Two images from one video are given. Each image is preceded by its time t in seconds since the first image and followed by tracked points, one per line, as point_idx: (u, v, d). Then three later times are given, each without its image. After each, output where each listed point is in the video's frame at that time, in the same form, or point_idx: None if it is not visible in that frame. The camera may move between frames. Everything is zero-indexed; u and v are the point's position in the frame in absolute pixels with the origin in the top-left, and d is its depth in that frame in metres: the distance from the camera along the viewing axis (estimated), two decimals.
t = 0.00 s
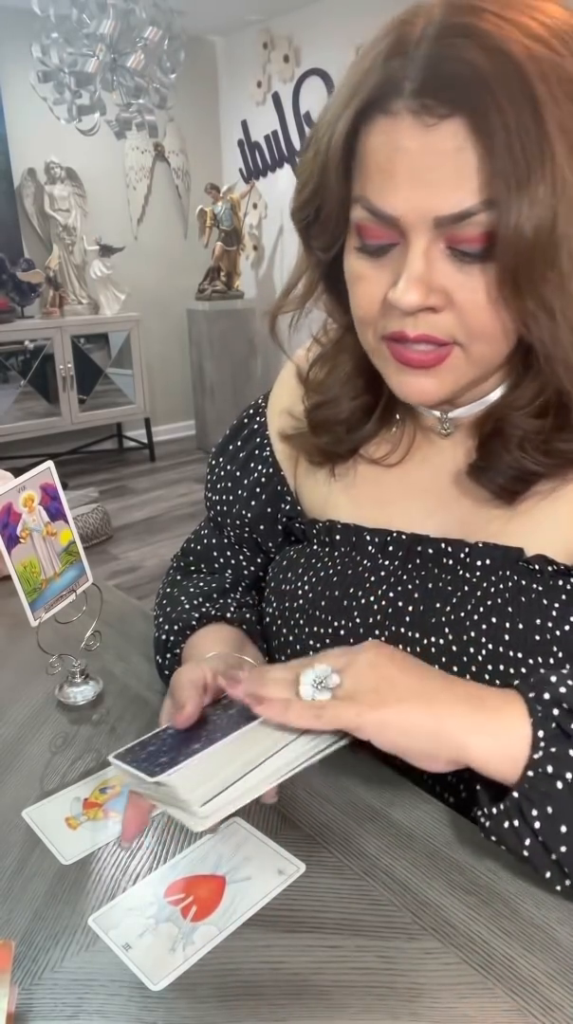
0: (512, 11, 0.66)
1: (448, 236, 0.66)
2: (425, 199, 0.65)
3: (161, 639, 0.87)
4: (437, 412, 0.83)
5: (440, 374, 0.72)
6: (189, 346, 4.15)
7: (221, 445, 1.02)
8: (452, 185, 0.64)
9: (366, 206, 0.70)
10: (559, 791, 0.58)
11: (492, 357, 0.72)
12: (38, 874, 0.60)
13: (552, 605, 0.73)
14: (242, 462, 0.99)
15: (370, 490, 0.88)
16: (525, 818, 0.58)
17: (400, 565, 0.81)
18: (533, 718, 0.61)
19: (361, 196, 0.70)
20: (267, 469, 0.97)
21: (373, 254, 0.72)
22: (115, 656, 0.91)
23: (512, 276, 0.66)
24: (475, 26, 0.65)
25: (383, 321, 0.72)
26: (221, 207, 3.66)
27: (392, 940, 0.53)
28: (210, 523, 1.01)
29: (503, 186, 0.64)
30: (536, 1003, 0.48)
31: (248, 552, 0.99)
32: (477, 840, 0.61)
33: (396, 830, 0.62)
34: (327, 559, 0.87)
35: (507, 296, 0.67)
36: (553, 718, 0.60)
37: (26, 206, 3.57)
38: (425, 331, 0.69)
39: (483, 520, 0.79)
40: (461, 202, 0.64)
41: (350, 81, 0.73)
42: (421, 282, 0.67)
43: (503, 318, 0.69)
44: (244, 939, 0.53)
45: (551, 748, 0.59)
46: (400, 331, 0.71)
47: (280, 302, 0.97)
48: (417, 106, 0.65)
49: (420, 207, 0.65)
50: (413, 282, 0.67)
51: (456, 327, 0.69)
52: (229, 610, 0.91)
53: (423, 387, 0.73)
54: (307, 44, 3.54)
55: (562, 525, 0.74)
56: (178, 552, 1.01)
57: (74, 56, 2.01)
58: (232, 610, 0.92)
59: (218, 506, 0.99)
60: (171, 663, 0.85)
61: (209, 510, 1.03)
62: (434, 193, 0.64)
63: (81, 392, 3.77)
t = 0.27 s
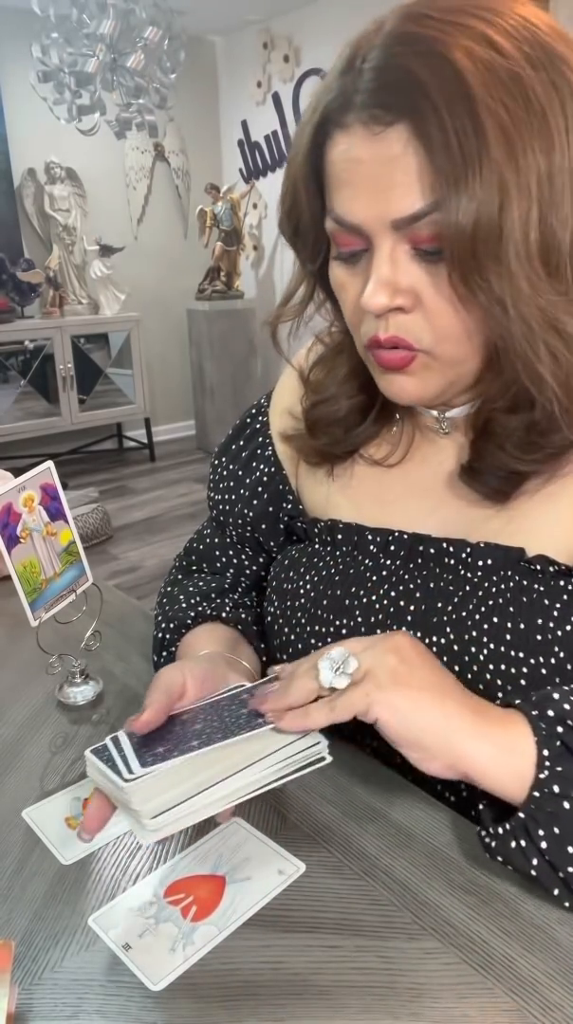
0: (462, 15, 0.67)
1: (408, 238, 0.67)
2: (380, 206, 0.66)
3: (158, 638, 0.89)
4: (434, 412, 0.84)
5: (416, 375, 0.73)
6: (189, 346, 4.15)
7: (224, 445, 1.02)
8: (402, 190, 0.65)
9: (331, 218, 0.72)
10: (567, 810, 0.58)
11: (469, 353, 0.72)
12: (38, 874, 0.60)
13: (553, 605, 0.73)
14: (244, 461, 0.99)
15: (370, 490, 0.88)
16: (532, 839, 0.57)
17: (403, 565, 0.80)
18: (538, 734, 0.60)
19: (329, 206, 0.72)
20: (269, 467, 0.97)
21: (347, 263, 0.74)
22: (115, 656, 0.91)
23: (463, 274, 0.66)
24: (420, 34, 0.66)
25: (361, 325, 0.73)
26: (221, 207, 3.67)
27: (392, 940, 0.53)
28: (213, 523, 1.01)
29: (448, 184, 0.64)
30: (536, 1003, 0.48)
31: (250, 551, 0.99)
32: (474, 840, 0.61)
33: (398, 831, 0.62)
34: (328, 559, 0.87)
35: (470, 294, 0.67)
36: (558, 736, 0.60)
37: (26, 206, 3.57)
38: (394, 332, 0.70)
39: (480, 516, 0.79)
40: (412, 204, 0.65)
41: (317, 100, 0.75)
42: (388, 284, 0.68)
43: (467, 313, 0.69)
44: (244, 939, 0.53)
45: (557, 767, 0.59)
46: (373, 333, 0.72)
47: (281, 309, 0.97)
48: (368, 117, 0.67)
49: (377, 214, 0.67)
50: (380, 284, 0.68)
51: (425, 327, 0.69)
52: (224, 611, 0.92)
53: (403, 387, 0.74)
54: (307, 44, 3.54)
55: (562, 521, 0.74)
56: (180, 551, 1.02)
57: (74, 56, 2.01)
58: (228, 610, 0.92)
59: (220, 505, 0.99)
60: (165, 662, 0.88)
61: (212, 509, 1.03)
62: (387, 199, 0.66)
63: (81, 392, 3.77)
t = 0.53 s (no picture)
0: (436, 18, 0.67)
1: (388, 236, 0.67)
2: (356, 207, 0.67)
3: (157, 637, 0.89)
4: (431, 412, 0.84)
5: (409, 370, 0.73)
6: (189, 346, 4.15)
7: (225, 445, 1.03)
8: (375, 191, 0.66)
9: (317, 223, 0.73)
10: None
11: (459, 351, 0.72)
12: (38, 874, 0.60)
13: (553, 605, 0.73)
14: (245, 461, 0.99)
15: (369, 491, 0.87)
16: (551, 855, 0.57)
17: (403, 565, 0.81)
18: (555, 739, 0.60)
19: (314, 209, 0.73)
20: (269, 467, 0.97)
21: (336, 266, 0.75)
22: (115, 656, 0.91)
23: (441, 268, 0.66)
24: (392, 38, 0.67)
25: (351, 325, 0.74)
26: (221, 207, 3.66)
27: (393, 940, 0.53)
28: (214, 523, 1.01)
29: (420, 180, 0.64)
30: (536, 1002, 0.48)
31: (250, 551, 0.99)
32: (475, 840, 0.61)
33: (399, 831, 0.62)
34: (327, 559, 0.87)
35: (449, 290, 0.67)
36: None
37: (26, 206, 3.57)
38: (381, 330, 0.71)
39: (478, 514, 0.79)
40: (385, 204, 0.66)
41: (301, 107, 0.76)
42: (371, 283, 0.68)
43: (450, 307, 0.69)
44: (244, 938, 0.53)
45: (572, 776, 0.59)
46: (362, 331, 0.72)
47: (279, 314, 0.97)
48: (345, 121, 0.69)
49: (355, 214, 0.68)
50: (361, 284, 0.69)
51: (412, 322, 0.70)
52: (222, 611, 0.91)
53: (396, 384, 0.74)
54: (307, 44, 3.54)
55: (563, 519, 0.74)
56: (181, 550, 1.02)
57: (74, 56, 2.01)
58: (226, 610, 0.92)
59: (221, 505, 0.99)
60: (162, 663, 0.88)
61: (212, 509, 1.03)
62: (363, 200, 0.67)
63: (81, 392, 3.77)
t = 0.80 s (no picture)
0: (434, 14, 0.67)
1: (391, 229, 0.67)
2: (359, 201, 0.67)
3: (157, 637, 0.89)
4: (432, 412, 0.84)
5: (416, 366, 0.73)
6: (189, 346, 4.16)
7: (226, 444, 1.03)
8: (376, 184, 0.66)
9: (316, 219, 0.73)
10: None
11: (463, 345, 0.72)
12: (38, 874, 0.60)
13: (553, 606, 0.73)
14: (245, 460, 0.99)
15: (370, 493, 0.87)
16: (537, 871, 0.55)
17: (403, 566, 0.81)
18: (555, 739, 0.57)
19: (314, 206, 0.73)
20: (270, 467, 0.97)
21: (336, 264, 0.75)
22: (116, 656, 0.91)
23: (447, 253, 0.66)
24: (391, 33, 0.67)
25: (354, 322, 0.74)
26: (221, 207, 3.66)
27: (392, 940, 0.53)
28: (214, 523, 1.01)
29: (425, 169, 0.64)
30: (536, 1003, 0.48)
31: (251, 551, 0.99)
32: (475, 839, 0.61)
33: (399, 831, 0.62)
34: (328, 559, 0.87)
35: (452, 281, 0.67)
36: None
37: (26, 206, 3.57)
38: (385, 326, 0.71)
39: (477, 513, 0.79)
40: (387, 197, 0.66)
41: (300, 105, 0.76)
42: (373, 279, 0.68)
43: (454, 299, 0.69)
44: (244, 938, 0.53)
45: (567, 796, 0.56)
46: (366, 327, 0.72)
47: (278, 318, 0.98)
48: (348, 113, 0.68)
49: (357, 208, 0.67)
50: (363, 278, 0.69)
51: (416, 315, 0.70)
52: (224, 611, 0.92)
53: (401, 384, 0.74)
54: (307, 45, 3.54)
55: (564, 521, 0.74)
56: (183, 550, 1.02)
57: (74, 56, 2.01)
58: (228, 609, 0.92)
59: (221, 505, 0.99)
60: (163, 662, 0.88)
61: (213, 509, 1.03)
62: (364, 193, 0.67)
63: (81, 392, 3.77)
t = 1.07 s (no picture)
0: (433, 15, 0.67)
1: (393, 231, 0.68)
2: (359, 204, 0.67)
3: (158, 636, 0.89)
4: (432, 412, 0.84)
5: (417, 368, 0.73)
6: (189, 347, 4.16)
7: (225, 445, 1.03)
8: (378, 186, 0.67)
9: (316, 221, 0.73)
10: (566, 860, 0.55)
11: (463, 346, 0.72)
12: (38, 874, 0.60)
13: (553, 606, 0.73)
14: (245, 461, 0.99)
15: (370, 494, 0.87)
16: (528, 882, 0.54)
17: (403, 566, 0.81)
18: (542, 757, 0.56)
19: (313, 208, 0.73)
20: (270, 467, 0.97)
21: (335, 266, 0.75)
22: (115, 656, 0.91)
23: (447, 257, 0.66)
24: (391, 34, 0.67)
25: (355, 323, 0.74)
26: (221, 207, 3.66)
27: (392, 940, 0.53)
28: (214, 523, 1.01)
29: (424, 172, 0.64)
30: (536, 1003, 0.48)
31: (251, 552, 0.99)
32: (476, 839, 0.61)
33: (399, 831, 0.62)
34: (328, 560, 0.87)
35: (452, 284, 0.67)
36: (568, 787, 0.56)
37: (26, 206, 3.57)
38: (386, 327, 0.71)
39: (477, 514, 0.79)
40: (388, 199, 0.66)
41: (300, 106, 0.76)
42: (374, 281, 0.69)
43: (454, 301, 0.69)
44: (244, 939, 0.53)
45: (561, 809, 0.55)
46: (367, 328, 0.72)
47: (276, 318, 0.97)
48: (347, 115, 0.68)
49: (358, 210, 0.68)
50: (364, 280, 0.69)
51: (416, 317, 0.70)
52: (225, 611, 0.92)
53: (401, 386, 0.74)
54: (307, 44, 3.54)
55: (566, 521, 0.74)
56: (182, 550, 1.02)
57: (73, 56, 2.01)
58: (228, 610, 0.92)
59: (221, 505, 0.99)
60: (164, 662, 0.88)
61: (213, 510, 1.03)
62: (364, 196, 0.67)
63: (81, 392, 3.77)
